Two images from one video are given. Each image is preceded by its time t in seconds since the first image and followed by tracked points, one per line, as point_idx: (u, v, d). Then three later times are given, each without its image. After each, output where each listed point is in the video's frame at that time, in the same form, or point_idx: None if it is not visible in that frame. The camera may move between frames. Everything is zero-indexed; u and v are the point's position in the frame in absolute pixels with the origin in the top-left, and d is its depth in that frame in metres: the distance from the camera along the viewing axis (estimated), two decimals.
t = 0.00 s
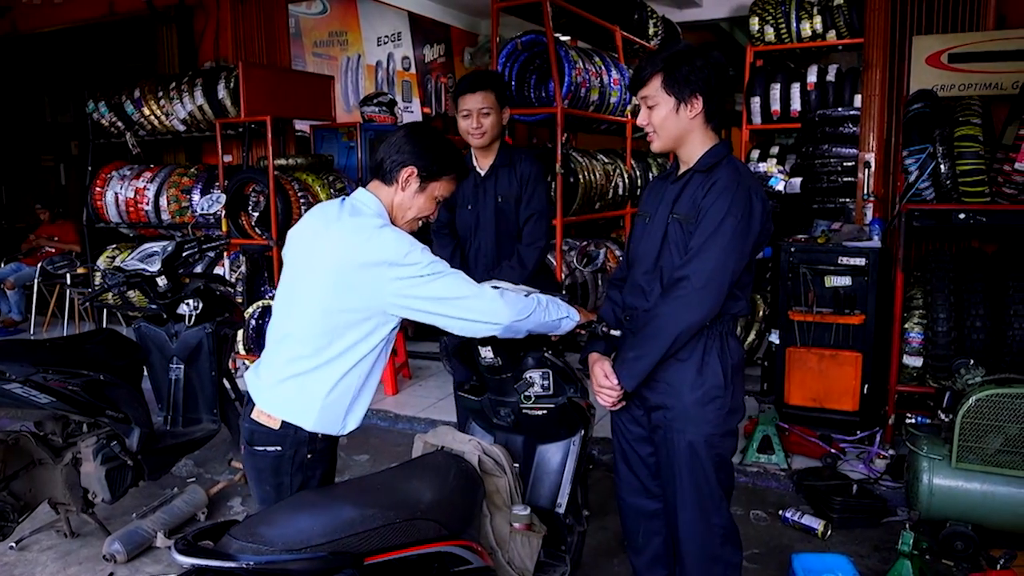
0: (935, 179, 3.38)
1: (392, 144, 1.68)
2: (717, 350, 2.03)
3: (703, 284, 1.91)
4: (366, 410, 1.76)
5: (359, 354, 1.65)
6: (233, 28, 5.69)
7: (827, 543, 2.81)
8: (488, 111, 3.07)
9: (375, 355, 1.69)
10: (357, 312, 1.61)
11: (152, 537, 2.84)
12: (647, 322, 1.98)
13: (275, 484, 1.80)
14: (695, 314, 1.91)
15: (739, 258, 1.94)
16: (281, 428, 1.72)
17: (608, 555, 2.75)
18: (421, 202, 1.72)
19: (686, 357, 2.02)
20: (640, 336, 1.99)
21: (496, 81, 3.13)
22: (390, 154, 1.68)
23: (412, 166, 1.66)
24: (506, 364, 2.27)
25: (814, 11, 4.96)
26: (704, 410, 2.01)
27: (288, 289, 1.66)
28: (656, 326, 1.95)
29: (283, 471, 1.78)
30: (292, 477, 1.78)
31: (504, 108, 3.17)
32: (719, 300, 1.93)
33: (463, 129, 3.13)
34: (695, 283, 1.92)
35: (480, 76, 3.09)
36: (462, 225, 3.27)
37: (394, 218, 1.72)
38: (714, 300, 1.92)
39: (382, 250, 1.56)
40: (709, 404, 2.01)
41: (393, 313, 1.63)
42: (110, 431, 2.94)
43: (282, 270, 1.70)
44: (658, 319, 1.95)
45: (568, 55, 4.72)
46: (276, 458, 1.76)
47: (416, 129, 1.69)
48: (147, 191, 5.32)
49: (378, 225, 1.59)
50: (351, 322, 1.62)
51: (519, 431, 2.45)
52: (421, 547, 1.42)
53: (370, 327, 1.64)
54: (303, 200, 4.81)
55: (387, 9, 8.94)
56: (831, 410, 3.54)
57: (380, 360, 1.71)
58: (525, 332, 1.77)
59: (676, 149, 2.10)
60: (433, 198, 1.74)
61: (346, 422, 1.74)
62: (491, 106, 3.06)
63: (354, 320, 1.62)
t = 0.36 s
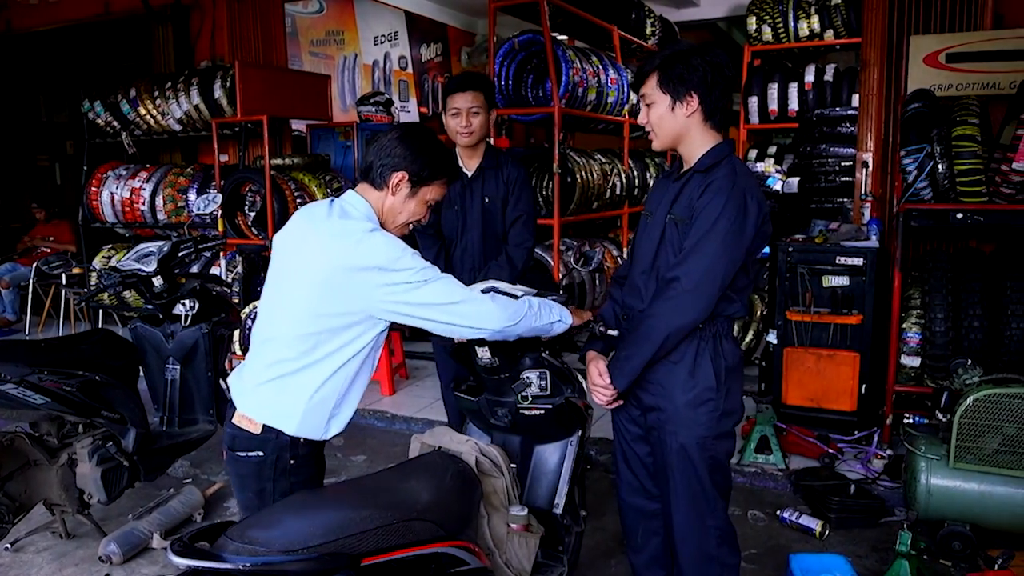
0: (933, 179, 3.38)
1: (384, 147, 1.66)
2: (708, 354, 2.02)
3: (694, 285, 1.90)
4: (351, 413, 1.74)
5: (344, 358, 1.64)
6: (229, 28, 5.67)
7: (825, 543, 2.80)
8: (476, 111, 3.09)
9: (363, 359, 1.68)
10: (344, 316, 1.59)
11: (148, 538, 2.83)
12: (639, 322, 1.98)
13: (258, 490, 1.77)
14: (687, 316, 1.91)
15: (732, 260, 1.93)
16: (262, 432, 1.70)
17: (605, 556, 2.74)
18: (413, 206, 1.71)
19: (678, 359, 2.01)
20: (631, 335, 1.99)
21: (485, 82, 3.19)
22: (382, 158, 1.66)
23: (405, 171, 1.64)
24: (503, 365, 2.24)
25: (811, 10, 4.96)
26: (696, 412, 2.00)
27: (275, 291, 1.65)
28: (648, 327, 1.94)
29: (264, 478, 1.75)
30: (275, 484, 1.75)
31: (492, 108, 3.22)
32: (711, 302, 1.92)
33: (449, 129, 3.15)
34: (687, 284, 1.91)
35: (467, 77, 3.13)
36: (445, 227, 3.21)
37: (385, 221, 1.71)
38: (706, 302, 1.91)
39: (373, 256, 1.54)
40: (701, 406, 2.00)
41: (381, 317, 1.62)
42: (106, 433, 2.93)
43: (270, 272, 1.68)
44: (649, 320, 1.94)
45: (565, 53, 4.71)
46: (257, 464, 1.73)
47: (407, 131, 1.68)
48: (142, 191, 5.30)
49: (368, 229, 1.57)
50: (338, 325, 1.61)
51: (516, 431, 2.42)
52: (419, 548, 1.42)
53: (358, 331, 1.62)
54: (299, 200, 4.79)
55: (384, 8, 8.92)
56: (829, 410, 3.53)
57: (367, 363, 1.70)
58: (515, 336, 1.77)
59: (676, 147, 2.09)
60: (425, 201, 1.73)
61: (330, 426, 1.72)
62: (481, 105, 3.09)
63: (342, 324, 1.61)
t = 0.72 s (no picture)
0: (934, 179, 3.37)
1: (366, 142, 1.46)
2: (717, 353, 2.01)
3: (703, 286, 1.90)
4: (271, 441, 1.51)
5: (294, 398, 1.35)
6: (229, 27, 5.67)
7: (826, 543, 2.80)
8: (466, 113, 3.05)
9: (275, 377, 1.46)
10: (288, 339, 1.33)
11: (148, 538, 2.83)
12: (648, 322, 1.98)
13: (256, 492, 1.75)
14: (695, 317, 1.90)
15: (742, 261, 1.92)
16: (229, 444, 1.57)
17: (605, 556, 2.74)
18: (401, 204, 1.53)
19: (686, 360, 2.00)
20: (639, 336, 1.99)
21: (473, 83, 3.11)
22: (365, 156, 1.45)
23: (397, 169, 1.47)
24: (502, 365, 2.22)
25: (812, 9, 4.96)
26: (703, 415, 1.99)
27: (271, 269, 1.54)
28: (657, 325, 1.94)
29: (229, 492, 1.63)
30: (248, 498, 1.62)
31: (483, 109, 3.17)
32: (720, 303, 1.91)
33: (442, 131, 3.12)
34: (697, 284, 1.90)
35: (456, 77, 3.06)
36: (445, 227, 3.21)
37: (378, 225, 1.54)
38: (715, 303, 1.91)
39: (321, 260, 1.32)
40: (708, 409, 1.99)
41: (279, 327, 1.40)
42: (105, 433, 2.91)
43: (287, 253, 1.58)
44: (658, 321, 1.94)
45: (565, 53, 4.71)
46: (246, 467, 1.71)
47: (390, 122, 1.48)
48: (141, 190, 5.29)
49: (327, 230, 1.37)
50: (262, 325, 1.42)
51: (516, 431, 2.41)
52: (420, 548, 1.39)
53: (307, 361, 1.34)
54: (299, 199, 4.78)
55: (384, 7, 8.91)
56: (829, 410, 3.53)
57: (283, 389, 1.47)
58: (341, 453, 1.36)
59: (683, 147, 2.09)
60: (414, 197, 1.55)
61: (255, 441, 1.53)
62: (471, 107, 3.05)
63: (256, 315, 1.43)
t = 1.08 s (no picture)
0: (936, 177, 3.38)
1: (393, 165, 1.48)
2: (722, 352, 2.01)
3: (708, 285, 1.89)
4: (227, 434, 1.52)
5: (201, 405, 1.23)
6: (229, 26, 5.66)
7: (827, 543, 2.79)
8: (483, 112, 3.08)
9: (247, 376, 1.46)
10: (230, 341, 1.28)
11: (149, 537, 2.82)
12: (653, 323, 1.98)
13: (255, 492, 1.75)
14: (701, 316, 1.89)
15: (745, 260, 1.92)
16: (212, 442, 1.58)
17: (606, 556, 2.73)
18: (420, 227, 1.54)
19: (692, 359, 2.00)
20: (646, 337, 1.98)
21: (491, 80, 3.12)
22: (395, 175, 1.47)
23: (422, 192, 1.48)
24: (503, 364, 2.21)
25: (814, 8, 4.95)
26: (709, 413, 1.98)
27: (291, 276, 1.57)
28: (662, 327, 1.94)
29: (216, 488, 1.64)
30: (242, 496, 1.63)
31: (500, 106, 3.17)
32: (725, 302, 1.91)
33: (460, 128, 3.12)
34: (701, 284, 1.90)
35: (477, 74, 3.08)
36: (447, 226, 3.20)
37: (392, 247, 1.55)
38: (719, 303, 1.90)
39: (291, 267, 1.35)
40: (714, 407, 1.98)
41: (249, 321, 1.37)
42: (106, 431, 2.93)
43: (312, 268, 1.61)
44: (664, 322, 1.94)
45: (567, 51, 4.70)
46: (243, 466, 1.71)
47: (418, 147, 1.51)
48: (142, 188, 5.29)
49: (333, 253, 1.39)
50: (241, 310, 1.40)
51: (517, 431, 2.42)
52: (422, 546, 1.29)
53: (237, 367, 1.26)
54: (300, 198, 4.78)
55: (384, 4, 8.91)
56: (830, 410, 3.53)
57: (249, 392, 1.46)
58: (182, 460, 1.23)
59: (680, 147, 2.08)
60: (432, 224, 1.55)
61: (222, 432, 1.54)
62: (488, 104, 3.07)
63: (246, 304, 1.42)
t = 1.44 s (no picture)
0: (936, 176, 3.37)
1: (422, 178, 1.60)
2: (718, 350, 2.00)
3: (702, 284, 1.89)
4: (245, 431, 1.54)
5: (252, 387, 1.28)
6: (230, 25, 5.66)
7: (827, 542, 2.79)
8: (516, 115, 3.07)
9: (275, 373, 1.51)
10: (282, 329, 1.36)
11: (149, 537, 2.82)
12: (649, 322, 1.97)
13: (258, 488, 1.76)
14: (696, 314, 1.89)
15: (739, 258, 1.91)
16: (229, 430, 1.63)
17: (606, 555, 2.72)
18: (441, 236, 1.66)
19: (690, 358, 2.00)
20: (641, 336, 1.98)
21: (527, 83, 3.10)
22: (425, 186, 1.59)
23: (447, 202, 1.60)
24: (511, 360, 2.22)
25: (815, 6, 4.94)
26: (706, 411, 1.98)
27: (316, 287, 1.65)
28: (656, 325, 1.94)
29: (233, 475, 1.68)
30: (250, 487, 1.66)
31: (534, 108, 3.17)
32: (719, 301, 1.91)
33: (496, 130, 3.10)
34: (696, 282, 1.90)
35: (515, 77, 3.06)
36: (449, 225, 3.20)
37: (418, 254, 1.67)
38: (714, 302, 1.90)
39: (338, 266, 1.45)
40: (710, 405, 1.98)
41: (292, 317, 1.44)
42: (106, 430, 2.93)
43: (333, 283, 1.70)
44: (659, 321, 1.94)
45: (567, 50, 4.70)
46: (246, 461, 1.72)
47: (444, 163, 1.63)
48: (142, 187, 5.28)
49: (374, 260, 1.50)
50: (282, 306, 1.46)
51: (524, 426, 2.43)
52: (435, 529, 1.35)
53: (287, 354, 1.33)
54: (300, 197, 4.78)
55: (384, 3, 8.91)
56: (831, 409, 3.53)
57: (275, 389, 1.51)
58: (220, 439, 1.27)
59: (677, 147, 2.08)
60: (452, 233, 1.68)
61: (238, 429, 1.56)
62: (523, 109, 3.06)
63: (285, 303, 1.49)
